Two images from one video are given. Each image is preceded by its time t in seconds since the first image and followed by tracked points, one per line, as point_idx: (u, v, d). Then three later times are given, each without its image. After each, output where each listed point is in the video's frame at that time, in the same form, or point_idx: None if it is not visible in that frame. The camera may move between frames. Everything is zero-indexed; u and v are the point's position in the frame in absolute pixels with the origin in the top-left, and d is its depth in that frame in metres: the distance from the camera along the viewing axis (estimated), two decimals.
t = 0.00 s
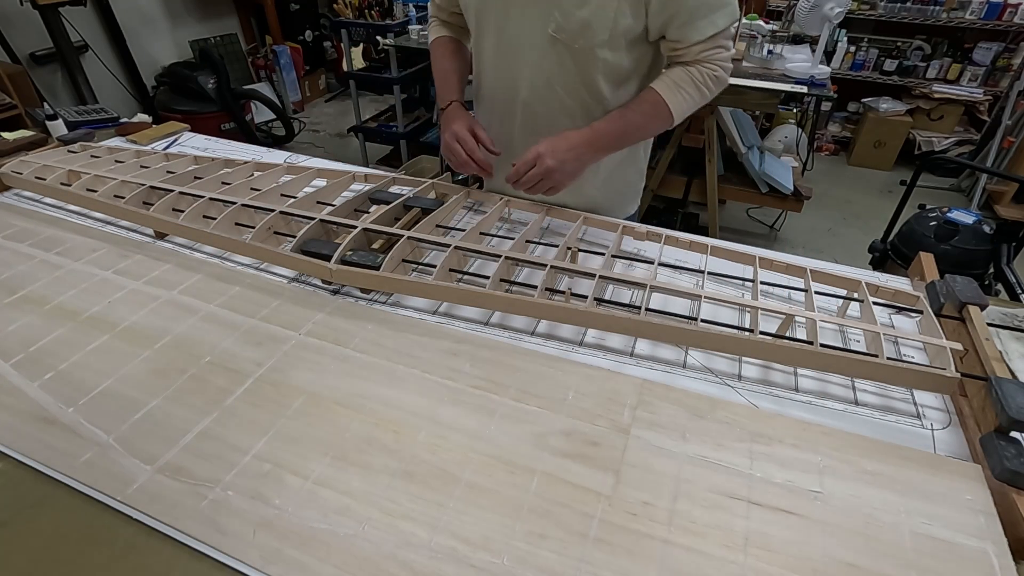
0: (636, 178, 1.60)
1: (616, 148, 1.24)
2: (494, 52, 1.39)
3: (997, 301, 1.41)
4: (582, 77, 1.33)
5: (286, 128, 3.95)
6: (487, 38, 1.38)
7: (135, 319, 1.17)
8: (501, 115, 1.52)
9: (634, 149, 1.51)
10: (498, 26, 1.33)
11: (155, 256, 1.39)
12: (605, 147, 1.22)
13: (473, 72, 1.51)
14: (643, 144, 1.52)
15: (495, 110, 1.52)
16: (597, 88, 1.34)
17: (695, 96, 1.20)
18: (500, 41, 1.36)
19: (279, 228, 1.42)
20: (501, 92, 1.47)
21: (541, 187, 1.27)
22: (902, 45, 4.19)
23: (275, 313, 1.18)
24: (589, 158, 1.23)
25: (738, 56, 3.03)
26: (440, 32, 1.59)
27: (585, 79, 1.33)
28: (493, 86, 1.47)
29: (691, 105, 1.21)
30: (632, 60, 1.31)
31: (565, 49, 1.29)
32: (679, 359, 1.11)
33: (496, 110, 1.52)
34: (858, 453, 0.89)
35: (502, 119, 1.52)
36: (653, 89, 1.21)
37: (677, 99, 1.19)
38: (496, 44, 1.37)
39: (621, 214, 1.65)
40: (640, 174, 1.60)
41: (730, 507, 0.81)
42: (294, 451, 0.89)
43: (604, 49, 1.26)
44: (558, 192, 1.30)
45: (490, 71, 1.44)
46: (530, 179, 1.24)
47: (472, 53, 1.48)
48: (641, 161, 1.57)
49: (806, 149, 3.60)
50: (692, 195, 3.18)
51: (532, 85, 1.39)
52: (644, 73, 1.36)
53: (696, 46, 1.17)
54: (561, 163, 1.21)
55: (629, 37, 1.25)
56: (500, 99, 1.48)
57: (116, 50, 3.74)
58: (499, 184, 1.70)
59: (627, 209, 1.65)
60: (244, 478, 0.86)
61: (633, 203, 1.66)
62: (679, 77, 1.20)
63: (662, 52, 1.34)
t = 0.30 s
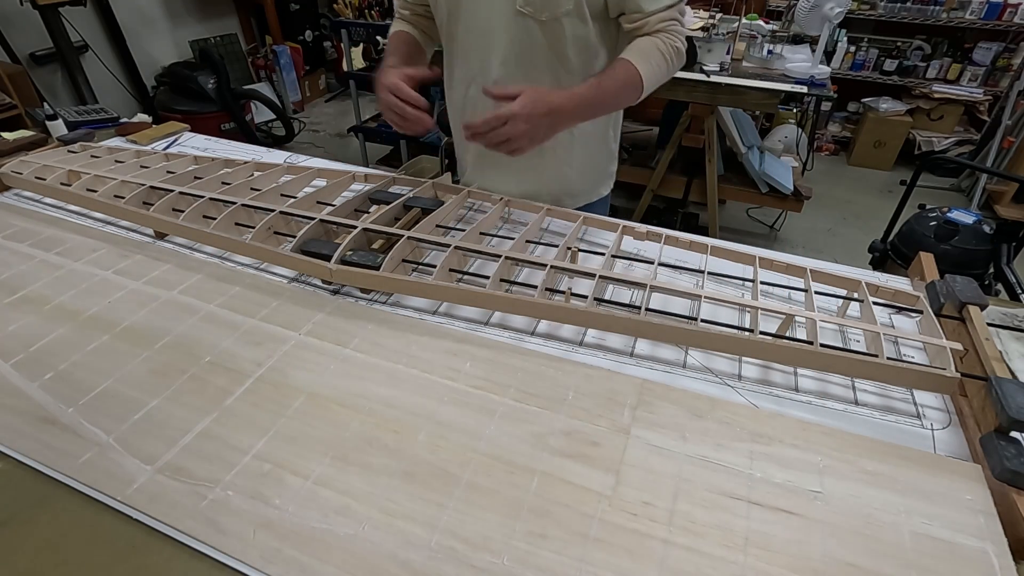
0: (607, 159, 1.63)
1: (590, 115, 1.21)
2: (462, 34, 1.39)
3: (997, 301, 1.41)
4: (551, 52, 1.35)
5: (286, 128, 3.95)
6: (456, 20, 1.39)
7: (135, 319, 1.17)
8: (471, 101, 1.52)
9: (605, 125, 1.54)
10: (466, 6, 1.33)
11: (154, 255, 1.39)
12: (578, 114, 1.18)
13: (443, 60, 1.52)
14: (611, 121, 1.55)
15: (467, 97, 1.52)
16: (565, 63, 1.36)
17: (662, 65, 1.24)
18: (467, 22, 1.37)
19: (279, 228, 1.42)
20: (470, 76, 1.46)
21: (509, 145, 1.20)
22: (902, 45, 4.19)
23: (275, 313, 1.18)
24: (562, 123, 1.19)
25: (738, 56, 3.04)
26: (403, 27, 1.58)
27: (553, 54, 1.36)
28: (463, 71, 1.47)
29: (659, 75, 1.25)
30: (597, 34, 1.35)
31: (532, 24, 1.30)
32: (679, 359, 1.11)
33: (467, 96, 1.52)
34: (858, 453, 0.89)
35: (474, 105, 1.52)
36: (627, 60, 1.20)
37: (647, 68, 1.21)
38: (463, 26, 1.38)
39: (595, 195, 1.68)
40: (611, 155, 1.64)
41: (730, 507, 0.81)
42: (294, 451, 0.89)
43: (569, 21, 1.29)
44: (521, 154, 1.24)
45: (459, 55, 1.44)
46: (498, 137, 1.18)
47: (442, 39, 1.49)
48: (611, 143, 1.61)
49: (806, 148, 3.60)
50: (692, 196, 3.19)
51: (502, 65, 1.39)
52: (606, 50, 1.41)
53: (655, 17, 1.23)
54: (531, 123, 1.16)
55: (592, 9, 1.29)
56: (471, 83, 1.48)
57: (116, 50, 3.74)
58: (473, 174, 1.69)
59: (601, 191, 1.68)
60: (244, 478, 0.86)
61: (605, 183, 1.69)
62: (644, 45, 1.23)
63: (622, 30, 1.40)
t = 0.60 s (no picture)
0: (586, 147, 1.65)
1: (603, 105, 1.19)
2: (444, 20, 1.40)
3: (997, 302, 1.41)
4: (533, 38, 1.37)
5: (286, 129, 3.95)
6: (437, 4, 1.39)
7: (135, 319, 1.17)
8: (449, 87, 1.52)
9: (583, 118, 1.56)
10: None
11: (154, 255, 1.39)
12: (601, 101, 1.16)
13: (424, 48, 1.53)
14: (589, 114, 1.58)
15: (446, 84, 1.51)
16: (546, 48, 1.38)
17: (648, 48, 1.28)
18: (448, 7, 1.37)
19: (279, 228, 1.42)
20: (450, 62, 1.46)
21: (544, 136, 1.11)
22: (902, 45, 4.19)
23: (275, 313, 1.18)
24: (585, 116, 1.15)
25: (738, 56, 3.04)
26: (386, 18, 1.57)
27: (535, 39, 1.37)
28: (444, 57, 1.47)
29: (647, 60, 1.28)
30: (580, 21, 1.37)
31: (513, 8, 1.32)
32: (679, 359, 1.11)
33: (447, 82, 1.51)
34: (858, 454, 0.89)
35: (454, 93, 1.52)
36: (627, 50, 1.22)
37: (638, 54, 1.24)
38: (444, 12, 1.39)
39: (571, 187, 1.70)
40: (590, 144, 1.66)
41: (730, 507, 0.81)
42: (294, 451, 0.89)
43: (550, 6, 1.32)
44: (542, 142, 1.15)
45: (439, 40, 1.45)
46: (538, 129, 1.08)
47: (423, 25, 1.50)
48: (591, 133, 1.64)
49: (806, 148, 3.60)
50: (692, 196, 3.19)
51: (482, 50, 1.40)
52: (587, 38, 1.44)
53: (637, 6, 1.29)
54: (584, 117, 1.10)
55: None
56: (452, 71, 1.48)
57: (116, 51, 3.74)
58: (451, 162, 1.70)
59: (579, 180, 1.71)
60: (244, 478, 0.86)
61: (583, 174, 1.71)
62: (630, 31, 1.28)
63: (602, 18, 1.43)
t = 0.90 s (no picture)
0: (585, 140, 1.65)
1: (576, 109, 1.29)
2: (437, 20, 1.41)
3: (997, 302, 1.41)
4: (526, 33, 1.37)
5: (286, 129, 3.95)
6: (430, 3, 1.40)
7: (135, 319, 1.17)
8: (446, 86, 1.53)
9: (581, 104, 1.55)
10: None
11: (154, 256, 1.39)
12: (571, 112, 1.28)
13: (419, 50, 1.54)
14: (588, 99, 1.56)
15: (444, 83, 1.52)
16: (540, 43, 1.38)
17: (632, 43, 1.30)
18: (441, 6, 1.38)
19: (279, 228, 1.42)
20: (447, 61, 1.47)
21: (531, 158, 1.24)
22: (902, 45, 4.19)
23: (275, 313, 1.18)
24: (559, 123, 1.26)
25: (738, 56, 3.03)
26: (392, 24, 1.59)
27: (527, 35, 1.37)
28: (440, 56, 1.48)
29: (631, 54, 1.32)
30: (571, 10, 1.37)
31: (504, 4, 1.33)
32: (680, 359, 1.11)
33: (444, 80, 1.53)
34: (858, 454, 0.89)
35: (451, 90, 1.53)
36: (601, 48, 1.28)
37: (618, 53, 1.28)
38: (437, 11, 1.40)
39: (573, 176, 1.68)
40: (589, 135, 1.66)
41: (730, 507, 0.81)
42: (294, 451, 0.89)
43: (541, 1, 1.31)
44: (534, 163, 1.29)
45: (433, 41, 1.46)
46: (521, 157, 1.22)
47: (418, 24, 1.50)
48: (589, 125, 1.63)
49: (806, 148, 3.60)
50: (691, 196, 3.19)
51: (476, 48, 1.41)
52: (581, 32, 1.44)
53: None
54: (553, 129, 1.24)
55: None
56: (448, 69, 1.49)
57: (116, 51, 3.74)
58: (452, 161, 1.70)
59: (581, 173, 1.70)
60: (244, 478, 0.86)
61: (584, 164, 1.70)
62: (615, 26, 1.30)
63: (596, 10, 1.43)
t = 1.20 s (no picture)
0: (598, 137, 1.63)
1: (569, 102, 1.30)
2: (445, 24, 1.41)
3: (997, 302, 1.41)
4: (534, 33, 1.35)
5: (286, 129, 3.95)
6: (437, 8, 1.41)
7: (135, 319, 1.17)
8: (456, 87, 1.53)
9: (591, 101, 1.52)
10: None
11: (154, 255, 1.39)
12: (563, 102, 1.28)
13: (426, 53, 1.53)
14: (598, 94, 1.54)
15: (456, 87, 1.52)
16: (548, 43, 1.37)
17: (637, 38, 1.29)
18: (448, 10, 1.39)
19: (279, 228, 1.42)
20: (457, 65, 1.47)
21: (514, 145, 1.28)
22: (902, 45, 4.19)
23: (275, 313, 1.18)
24: (550, 113, 1.27)
25: (738, 56, 3.04)
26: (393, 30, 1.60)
27: (535, 35, 1.36)
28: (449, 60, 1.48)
29: (634, 49, 1.31)
30: (577, 5, 1.35)
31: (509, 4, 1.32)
32: (679, 360, 1.11)
33: (455, 86, 1.53)
34: (858, 454, 0.89)
35: (463, 93, 1.53)
36: (598, 41, 1.28)
37: (619, 47, 1.28)
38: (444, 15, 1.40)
39: (588, 172, 1.65)
40: (602, 132, 1.64)
41: (730, 507, 0.81)
42: (294, 451, 0.89)
43: None
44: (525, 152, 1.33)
45: (441, 45, 1.46)
46: (504, 144, 1.26)
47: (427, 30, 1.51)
48: (601, 122, 1.62)
49: (806, 148, 3.60)
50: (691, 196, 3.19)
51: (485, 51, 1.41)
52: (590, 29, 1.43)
53: None
54: (539, 118, 1.26)
55: None
56: (458, 73, 1.49)
57: (116, 50, 3.74)
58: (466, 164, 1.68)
59: (596, 171, 1.68)
60: (244, 478, 0.86)
61: (598, 160, 1.68)
62: (618, 21, 1.29)
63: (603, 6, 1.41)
